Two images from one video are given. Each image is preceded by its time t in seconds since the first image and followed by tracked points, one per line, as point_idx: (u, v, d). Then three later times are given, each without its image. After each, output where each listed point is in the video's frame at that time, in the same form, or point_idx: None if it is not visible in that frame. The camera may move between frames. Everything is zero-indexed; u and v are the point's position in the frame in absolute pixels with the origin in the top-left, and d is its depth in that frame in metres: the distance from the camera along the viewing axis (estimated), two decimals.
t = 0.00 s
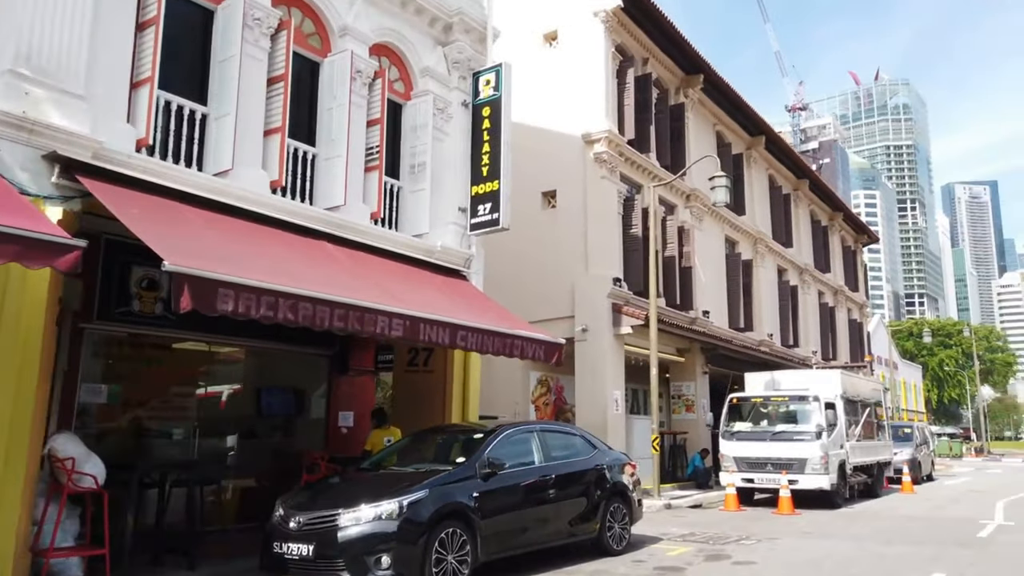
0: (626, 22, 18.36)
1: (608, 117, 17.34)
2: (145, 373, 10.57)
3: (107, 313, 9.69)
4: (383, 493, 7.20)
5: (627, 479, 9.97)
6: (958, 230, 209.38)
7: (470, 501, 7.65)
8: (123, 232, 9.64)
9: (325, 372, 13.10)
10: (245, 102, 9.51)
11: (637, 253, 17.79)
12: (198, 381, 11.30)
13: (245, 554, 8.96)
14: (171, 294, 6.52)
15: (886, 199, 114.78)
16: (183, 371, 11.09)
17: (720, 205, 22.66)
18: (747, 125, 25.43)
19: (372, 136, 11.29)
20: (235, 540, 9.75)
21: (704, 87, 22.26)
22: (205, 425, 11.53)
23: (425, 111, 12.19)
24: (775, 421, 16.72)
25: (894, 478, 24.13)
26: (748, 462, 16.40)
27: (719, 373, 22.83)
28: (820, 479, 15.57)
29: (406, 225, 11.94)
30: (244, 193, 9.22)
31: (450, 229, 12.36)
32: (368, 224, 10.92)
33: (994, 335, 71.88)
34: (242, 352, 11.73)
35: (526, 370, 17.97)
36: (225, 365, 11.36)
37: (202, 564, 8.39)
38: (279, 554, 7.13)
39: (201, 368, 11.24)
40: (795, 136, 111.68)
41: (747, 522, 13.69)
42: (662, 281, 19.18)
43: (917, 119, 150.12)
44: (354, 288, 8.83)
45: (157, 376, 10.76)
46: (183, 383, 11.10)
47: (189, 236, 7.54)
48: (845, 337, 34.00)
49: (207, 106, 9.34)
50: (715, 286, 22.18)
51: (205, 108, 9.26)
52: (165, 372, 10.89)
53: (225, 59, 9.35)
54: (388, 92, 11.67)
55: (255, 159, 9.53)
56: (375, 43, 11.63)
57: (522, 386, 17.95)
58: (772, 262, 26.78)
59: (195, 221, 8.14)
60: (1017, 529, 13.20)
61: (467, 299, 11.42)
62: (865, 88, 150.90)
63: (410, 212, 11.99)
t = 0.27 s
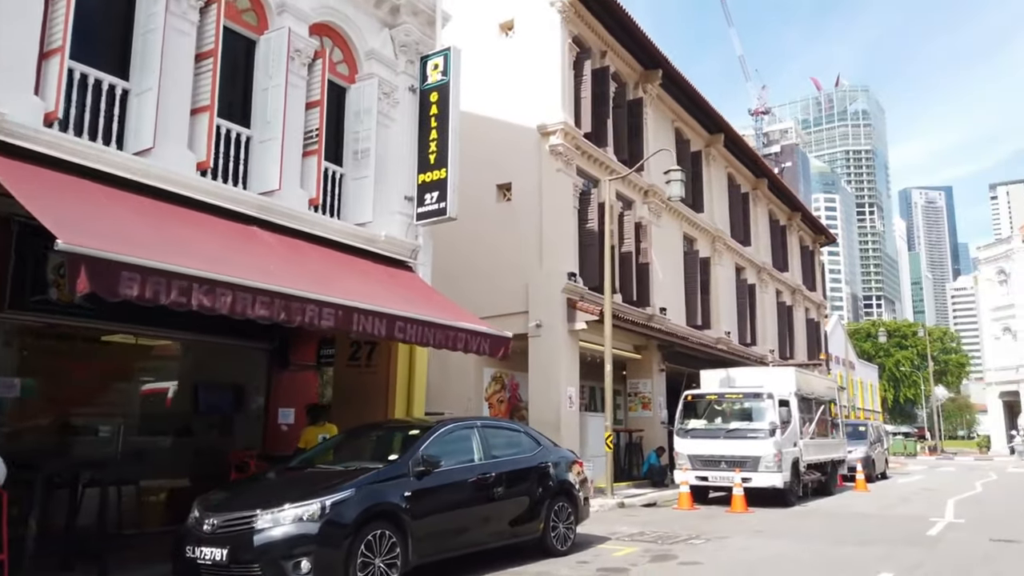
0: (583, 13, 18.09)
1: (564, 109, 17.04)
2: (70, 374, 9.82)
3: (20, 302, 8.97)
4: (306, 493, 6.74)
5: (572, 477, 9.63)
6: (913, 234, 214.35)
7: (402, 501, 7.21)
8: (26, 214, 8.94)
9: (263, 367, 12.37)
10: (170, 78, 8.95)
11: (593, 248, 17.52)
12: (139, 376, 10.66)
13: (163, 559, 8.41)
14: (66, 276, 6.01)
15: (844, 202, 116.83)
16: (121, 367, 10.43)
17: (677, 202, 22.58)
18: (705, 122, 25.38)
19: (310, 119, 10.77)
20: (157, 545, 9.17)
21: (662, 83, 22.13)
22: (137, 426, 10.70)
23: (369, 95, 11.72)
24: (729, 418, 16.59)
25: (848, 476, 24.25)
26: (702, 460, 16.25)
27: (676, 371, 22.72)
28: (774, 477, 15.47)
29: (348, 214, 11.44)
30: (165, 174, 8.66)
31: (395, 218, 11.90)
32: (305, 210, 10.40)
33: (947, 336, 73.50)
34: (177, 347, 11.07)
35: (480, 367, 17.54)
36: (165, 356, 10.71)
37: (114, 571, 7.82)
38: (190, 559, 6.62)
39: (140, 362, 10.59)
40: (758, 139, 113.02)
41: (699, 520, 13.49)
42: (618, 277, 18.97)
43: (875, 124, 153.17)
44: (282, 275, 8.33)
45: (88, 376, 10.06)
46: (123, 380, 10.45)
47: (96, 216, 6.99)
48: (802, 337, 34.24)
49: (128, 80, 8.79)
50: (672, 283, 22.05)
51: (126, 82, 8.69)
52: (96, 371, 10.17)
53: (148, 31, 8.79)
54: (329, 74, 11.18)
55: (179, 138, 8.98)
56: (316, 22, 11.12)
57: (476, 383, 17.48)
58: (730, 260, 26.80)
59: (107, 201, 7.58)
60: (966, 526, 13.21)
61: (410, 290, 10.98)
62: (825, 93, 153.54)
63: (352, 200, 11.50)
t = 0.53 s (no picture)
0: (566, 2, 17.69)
1: (546, 100, 16.64)
2: (32, 371, 9.46)
3: None
4: (253, 498, 6.32)
5: (546, 478, 9.24)
6: (903, 233, 215.12)
7: (359, 505, 6.80)
8: None
9: (231, 362, 11.88)
10: (121, 59, 8.51)
11: (576, 243, 17.13)
12: (114, 373, 10.31)
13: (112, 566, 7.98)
14: None
15: (835, 200, 116.91)
16: (93, 363, 10.10)
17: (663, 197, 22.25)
18: (693, 116, 25.02)
19: (276, 105, 10.33)
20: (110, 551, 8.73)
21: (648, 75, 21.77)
22: (98, 424, 10.15)
23: (339, 82, 11.30)
24: (714, 417, 16.26)
25: (835, 474, 24.00)
26: (685, 459, 15.92)
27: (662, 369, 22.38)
28: (758, 476, 15.15)
29: (316, 205, 11.01)
30: (115, 161, 8.21)
31: (367, 210, 11.45)
32: (269, 200, 9.96)
33: (937, 334, 73.53)
34: (144, 344, 10.55)
35: (460, 363, 17.11)
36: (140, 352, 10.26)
37: None
38: (129, 569, 6.19)
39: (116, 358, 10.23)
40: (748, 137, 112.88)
41: (680, 522, 13.12)
42: (602, 272, 18.62)
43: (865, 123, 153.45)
44: (236, 267, 7.90)
45: (56, 373, 9.72)
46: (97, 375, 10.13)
47: (29, 203, 6.56)
48: (790, 334, 33.99)
49: (76, 61, 8.36)
50: (657, 279, 21.71)
51: (73, 64, 8.25)
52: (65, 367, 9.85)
53: (97, 9, 8.34)
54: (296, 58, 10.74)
55: (132, 123, 8.54)
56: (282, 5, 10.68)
57: (455, 380, 17.07)
58: (717, 256, 26.49)
59: (47, 188, 7.14)
60: (953, 527, 12.90)
61: (381, 284, 10.55)
62: (815, 92, 153.67)
63: (321, 190, 11.07)
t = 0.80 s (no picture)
0: None
1: (531, 91, 16.21)
2: None
3: None
4: (195, 502, 5.89)
5: (520, 480, 8.82)
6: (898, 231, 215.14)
7: (312, 509, 6.36)
8: None
9: (200, 360, 11.33)
10: (71, 37, 8.05)
11: (562, 237, 16.71)
12: (92, 369, 10.10)
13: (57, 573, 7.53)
14: None
15: (830, 198, 116.72)
16: (71, 359, 9.85)
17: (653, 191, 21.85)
18: (684, 110, 24.64)
19: (241, 89, 9.88)
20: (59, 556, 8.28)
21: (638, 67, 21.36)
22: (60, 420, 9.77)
23: (310, 66, 10.85)
24: (702, 415, 15.86)
25: (827, 474, 23.64)
26: (673, 459, 15.53)
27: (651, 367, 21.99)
28: (747, 477, 14.78)
29: (285, 194, 10.56)
30: (62, 144, 7.76)
31: (338, 199, 11.02)
32: (233, 188, 9.50)
33: (931, 333, 73.35)
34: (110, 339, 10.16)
35: (443, 360, 16.70)
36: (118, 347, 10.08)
37: None
38: None
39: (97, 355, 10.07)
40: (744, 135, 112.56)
41: (666, 524, 12.71)
42: (589, 268, 18.21)
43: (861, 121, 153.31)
44: (188, 256, 7.45)
45: (33, 372, 9.44)
46: (76, 369, 9.93)
47: None
48: (783, 332, 33.65)
49: (23, 39, 7.92)
50: (647, 275, 21.31)
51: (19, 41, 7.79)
52: (41, 365, 9.54)
53: None
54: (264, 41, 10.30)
55: (82, 105, 8.09)
56: None
57: (438, 377, 16.67)
58: (709, 252, 26.11)
59: None
60: (946, 529, 12.54)
61: (351, 277, 10.12)
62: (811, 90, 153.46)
63: (290, 179, 10.63)
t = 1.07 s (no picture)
0: None
1: (510, 83, 15.80)
2: None
3: None
4: (122, 513, 5.47)
5: (486, 485, 8.42)
6: (887, 232, 216.02)
7: (251, 520, 5.94)
8: None
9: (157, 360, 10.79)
10: (10, 16, 7.58)
11: (541, 233, 16.31)
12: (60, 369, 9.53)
13: None
14: None
15: (819, 198, 116.88)
16: (37, 357, 9.30)
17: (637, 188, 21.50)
18: (669, 106, 24.31)
19: (198, 75, 9.44)
20: None
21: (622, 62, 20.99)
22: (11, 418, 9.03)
23: (273, 52, 10.41)
24: (684, 416, 15.52)
25: (812, 475, 23.39)
26: (654, 461, 15.17)
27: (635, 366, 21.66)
28: (729, 479, 14.45)
29: (245, 185, 10.12)
30: None
31: (303, 191, 10.61)
32: (187, 179, 9.05)
33: (919, 333, 73.45)
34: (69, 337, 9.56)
35: (419, 360, 16.31)
36: (84, 344, 9.56)
37: None
38: None
39: (67, 354, 9.48)
40: (734, 135, 112.53)
41: (644, 529, 12.35)
42: (571, 265, 17.84)
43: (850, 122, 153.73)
44: (127, 248, 7.00)
45: None
46: (43, 368, 9.37)
47: None
48: (770, 331, 33.42)
49: None
50: (630, 273, 20.95)
51: None
52: (8, 365, 8.97)
53: None
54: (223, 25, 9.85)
55: (21, 89, 7.63)
56: None
57: (414, 377, 16.23)
58: (694, 250, 25.80)
59: None
60: (931, 534, 12.24)
61: (314, 272, 9.67)
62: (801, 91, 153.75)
63: (251, 170, 10.19)
